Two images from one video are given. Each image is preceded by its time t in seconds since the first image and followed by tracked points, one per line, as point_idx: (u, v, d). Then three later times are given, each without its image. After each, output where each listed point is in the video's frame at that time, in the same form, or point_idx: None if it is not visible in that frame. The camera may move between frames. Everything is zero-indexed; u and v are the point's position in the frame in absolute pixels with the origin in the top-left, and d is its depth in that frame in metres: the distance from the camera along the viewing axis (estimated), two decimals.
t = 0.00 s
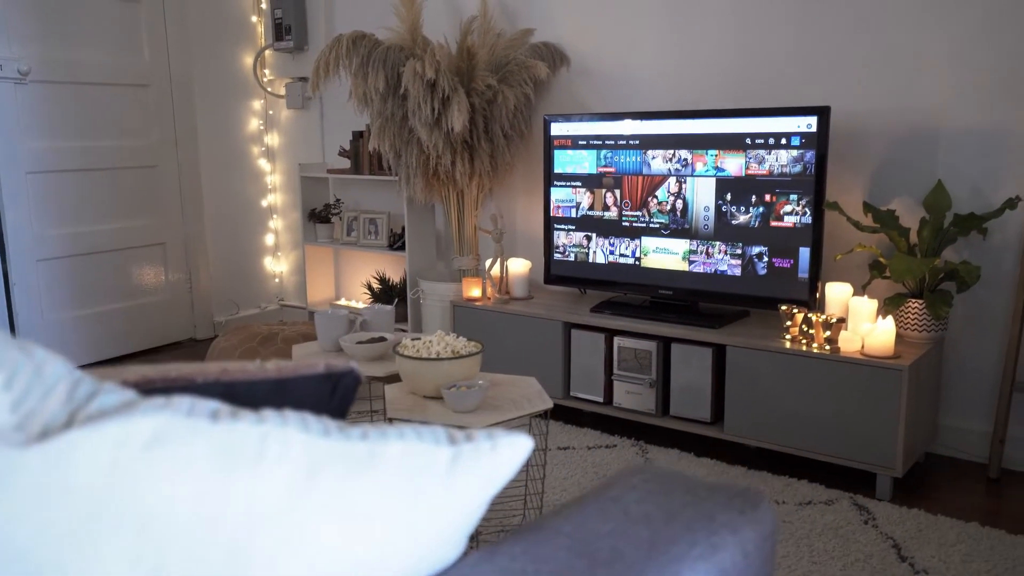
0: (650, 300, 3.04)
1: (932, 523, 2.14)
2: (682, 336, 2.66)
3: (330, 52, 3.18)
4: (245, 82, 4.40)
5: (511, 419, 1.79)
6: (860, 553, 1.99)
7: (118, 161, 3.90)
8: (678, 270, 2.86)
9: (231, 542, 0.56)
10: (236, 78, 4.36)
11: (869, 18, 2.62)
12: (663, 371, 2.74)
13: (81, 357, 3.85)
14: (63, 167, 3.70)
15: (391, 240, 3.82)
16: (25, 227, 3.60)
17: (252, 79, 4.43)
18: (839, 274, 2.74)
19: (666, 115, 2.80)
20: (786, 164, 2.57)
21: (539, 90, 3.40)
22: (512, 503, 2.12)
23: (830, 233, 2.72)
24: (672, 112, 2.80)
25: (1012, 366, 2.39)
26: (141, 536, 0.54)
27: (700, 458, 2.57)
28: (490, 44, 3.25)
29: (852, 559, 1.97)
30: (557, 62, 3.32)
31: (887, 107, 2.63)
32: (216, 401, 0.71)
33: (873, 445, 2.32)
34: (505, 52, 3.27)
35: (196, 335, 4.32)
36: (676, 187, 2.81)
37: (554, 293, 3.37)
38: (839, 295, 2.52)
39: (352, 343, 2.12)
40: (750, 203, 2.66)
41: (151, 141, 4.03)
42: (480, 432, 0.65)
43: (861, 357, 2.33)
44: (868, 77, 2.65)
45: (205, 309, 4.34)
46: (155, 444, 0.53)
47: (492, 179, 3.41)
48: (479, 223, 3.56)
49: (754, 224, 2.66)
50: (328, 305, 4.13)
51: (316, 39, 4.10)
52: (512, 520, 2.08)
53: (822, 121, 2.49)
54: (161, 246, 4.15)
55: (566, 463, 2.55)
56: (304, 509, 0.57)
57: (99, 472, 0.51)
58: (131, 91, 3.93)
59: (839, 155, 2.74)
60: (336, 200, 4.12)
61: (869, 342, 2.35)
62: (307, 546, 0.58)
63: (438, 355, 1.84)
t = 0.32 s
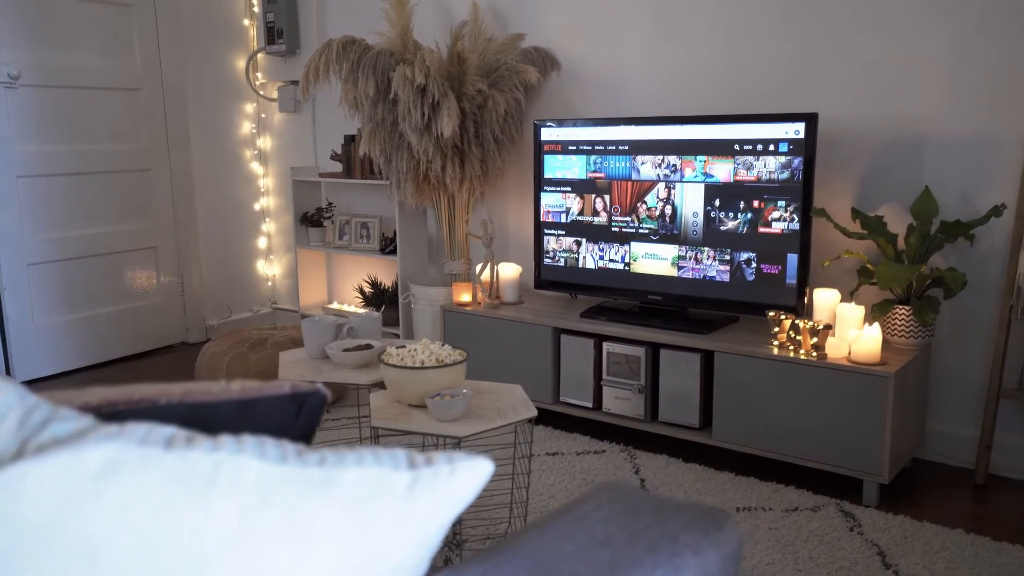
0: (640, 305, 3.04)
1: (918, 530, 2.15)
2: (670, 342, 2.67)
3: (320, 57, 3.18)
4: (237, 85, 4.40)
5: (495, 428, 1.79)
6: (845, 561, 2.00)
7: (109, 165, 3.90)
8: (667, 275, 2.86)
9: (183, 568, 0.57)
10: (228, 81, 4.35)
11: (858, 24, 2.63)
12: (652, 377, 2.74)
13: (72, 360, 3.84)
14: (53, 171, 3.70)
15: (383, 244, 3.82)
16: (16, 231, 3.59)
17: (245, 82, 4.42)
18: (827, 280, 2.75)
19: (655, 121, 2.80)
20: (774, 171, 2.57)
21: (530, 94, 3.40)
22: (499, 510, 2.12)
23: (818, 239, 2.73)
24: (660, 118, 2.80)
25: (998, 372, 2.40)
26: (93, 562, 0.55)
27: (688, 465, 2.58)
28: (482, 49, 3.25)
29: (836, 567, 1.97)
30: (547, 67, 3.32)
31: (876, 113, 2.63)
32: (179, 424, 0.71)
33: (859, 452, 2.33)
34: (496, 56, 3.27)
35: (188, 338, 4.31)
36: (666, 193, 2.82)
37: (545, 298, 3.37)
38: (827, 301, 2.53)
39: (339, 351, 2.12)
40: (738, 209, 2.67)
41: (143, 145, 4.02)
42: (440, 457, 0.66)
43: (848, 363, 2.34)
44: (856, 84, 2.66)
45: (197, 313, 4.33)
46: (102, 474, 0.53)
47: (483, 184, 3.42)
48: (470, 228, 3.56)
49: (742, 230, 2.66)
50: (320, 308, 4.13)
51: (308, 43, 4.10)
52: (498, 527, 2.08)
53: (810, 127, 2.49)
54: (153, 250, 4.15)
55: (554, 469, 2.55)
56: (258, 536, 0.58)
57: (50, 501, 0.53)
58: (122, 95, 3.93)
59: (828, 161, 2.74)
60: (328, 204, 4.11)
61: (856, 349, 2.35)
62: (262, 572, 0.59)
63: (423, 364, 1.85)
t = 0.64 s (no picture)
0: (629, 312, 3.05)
1: (902, 538, 2.16)
2: (658, 350, 2.67)
3: (309, 64, 3.19)
4: (229, 91, 4.41)
5: (479, 439, 1.80)
6: (828, 570, 2.01)
7: (100, 170, 3.89)
8: (655, 283, 2.87)
9: None
10: (220, 86, 4.36)
11: (844, 33, 2.63)
12: (640, 384, 2.75)
13: (64, 366, 3.84)
14: (43, 178, 3.70)
15: (375, 250, 3.82)
16: (6, 236, 3.59)
17: (237, 88, 4.43)
18: (814, 288, 2.75)
19: (643, 129, 2.80)
20: (761, 179, 2.58)
21: (520, 101, 3.41)
22: (483, 520, 2.13)
23: (805, 247, 2.74)
24: (648, 126, 2.81)
25: (983, 381, 2.41)
26: None
27: (675, 472, 2.59)
28: (472, 56, 3.25)
29: None
30: (537, 74, 3.33)
31: (862, 121, 2.64)
32: (140, 454, 0.72)
33: (844, 460, 2.34)
34: (486, 63, 3.28)
35: (181, 343, 4.30)
36: (654, 200, 2.82)
37: (535, 304, 3.38)
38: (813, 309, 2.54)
39: (324, 360, 2.13)
40: (725, 217, 2.67)
41: (134, 150, 4.02)
42: (396, 487, 0.66)
43: (833, 372, 2.34)
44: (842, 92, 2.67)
45: (189, 318, 4.33)
46: (51, 511, 0.55)
47: (473, 190, 3.42)
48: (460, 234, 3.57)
49: (729, 238, 2.67)
50: (313, 313, 4.13)
51: (300, 48, 4.11)
52: (483, 537, 2.09)
53: (796, 136, 2.50)
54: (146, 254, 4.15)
55: (541, 477, 2.55)
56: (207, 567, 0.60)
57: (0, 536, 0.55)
58: (112, 100, 3.92)
59: (815, 169, 2.75)
60: (320, 209, 4.12)
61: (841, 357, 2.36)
62: None
63: (407, 375, 1.85)
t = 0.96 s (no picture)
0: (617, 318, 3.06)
1: (884, 544, 2.17)
2: (644, 356, 2.68)
3: (298, 69, 3.20)
4: (220, 94, 4.41)
5: (461, 447, 1.80)
6: None
7: (92, 175, 3.90)
8: (643, 288, 2.88)
9: None
10: (210, 90, 4.36)
11: (830, 40, 2.64)
12: (627, 390, 2.75)
13: (54, 370, 3.85)
14: (33, 182, 3.70)
15: (365, 254, 3.83)
16: None
17: (229, 91, 4.43)
18: (800, 294, 2.76)
19: (631, 135, 2.82)
20: (747, 185, 2.59)
21: (509, 106, 3.42)
22: (468, 527, 2.14)
23: (791, 254, 2.75)
24: (636, 132, 2.82)
25: (967, 388, 2.42)
26: None
27: (661, 478, 2.59)
28: (461, 61, 3.26)
29: None
30: (527, 79, 3.34)
31: (848, 128, 2.65)
32: (99, 474, 0.73)
33: (828, 466, 2.35)
34: (476, 68, 3.29)
35: (172, 347, 4.31)
36: (641, 206, 2.83)
37: (524, 309, 3.38)
38: (798, 316, 2.55)
39: (309, 368, 2.13)
40: (712, 223, 2.68)
41: (126, 154, 4.03)
42: (351, 509, 0.68)
43: (817, 379, 2.35)
44: (828, 100, 2.68)
45: (181, 321, 4.33)
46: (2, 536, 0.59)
47: (463, 195, 3.43)
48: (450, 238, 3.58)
49: (715, 244, 2.68)
50: (304, 317, 4.14)
51: (291, 52, 4.11)
52: (467, 544, 2.10)
53: (781, 143, 2.51)
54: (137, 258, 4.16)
55: (528, 483, 2.56)
56: None
57: None
58: (103, 105, 3.93)
59: (801, 175, 2.76)
60: (312, 213, 4.13)
61: (825, 364, 2.36)
62: None
63: (389, 384, 1.86)
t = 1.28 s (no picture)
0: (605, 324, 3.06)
1: (866, 552, 2.18)
2: (630, 363, 2.69)
3: (287, 76, 3.20)
4: (212, 98, 4.40)
5: (442, 457, 1.81)
6: None
7: (83, 180, 3.91)
8: (630, 295, 2.89)
9: None
10: (201, 94, 4.35)
11: (815, 49, 2.65)
12: (614, 397, 2.76)
13: (46, 376, 3.85)
14: (24, 188, 3.71)
15: (356, 259, 3.83)
16: None
17: (221, 96, 4.42)
18: (787, 301, 2.77)
19: (618, 143, 2.82)
20: (733, 193, 2.60)
21: (499, 112, 3.42)
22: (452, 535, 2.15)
23: (777, 260, 2.76)
24: (623, 139, 2.82)
25: (950, 396, 2.43)
26: None
27: (647, 485, 2.60)
28: (450, 68, 3.27)
29: None
30: (516, 85, 3.34)
31: (833, 136, 2.66)
32: (56, 499, 0.78)
33: (812, 474, 2.36)
34: (465, 75, 3.29)
35: (164, 352, 4.31)
36: (628, 213, 2.84)
37: (513, 314, 3.39)
38: (784, 323, 2.56)
39: (293, 377, 2.14)
40: (698, 230, 2.69)
41: (117, 159, 4.03)
42: (304, 537, 0.75)
43: (801, 387, 2.36)
44: (814, 108, 2.69)
45: (173, 326, 4.34)
46: None
47: (452, 201, 3.44)
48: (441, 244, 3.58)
49: (702, 251, 2.69)
50: (296, 322, 4.14)
51: (282, 57, 4.12)
52: (451, 552, 2.11)
53: (766, 151, 2.52)
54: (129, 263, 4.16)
55: (514, 490, 2.57)
56: None
57: None
58: (94, 111, 3.94)
59: (788, 183, 2.77)
60: (303, 218, 4.13)
61: (809, 372, 2.37)
62: None
63: (371, 394, 1.87)
